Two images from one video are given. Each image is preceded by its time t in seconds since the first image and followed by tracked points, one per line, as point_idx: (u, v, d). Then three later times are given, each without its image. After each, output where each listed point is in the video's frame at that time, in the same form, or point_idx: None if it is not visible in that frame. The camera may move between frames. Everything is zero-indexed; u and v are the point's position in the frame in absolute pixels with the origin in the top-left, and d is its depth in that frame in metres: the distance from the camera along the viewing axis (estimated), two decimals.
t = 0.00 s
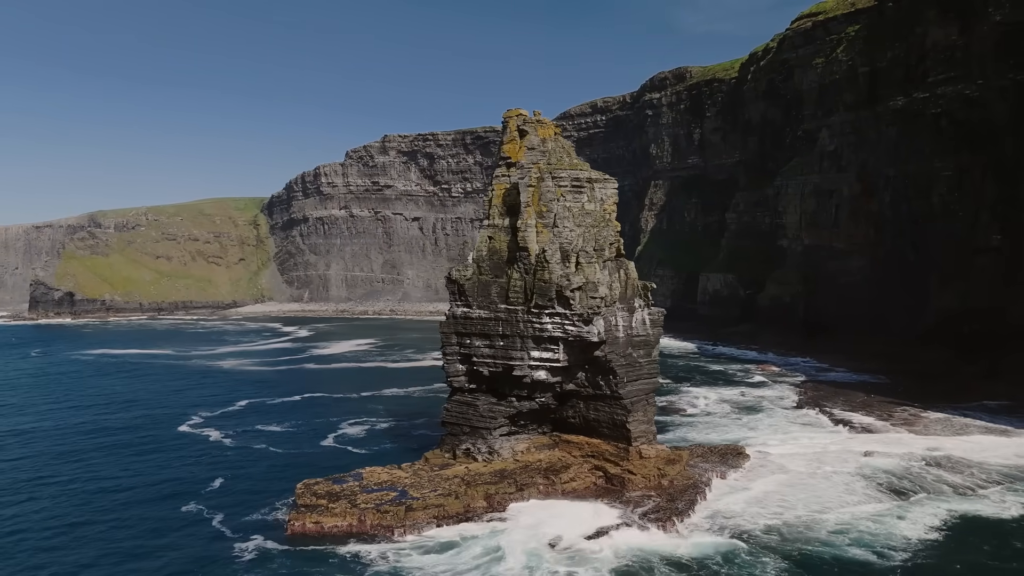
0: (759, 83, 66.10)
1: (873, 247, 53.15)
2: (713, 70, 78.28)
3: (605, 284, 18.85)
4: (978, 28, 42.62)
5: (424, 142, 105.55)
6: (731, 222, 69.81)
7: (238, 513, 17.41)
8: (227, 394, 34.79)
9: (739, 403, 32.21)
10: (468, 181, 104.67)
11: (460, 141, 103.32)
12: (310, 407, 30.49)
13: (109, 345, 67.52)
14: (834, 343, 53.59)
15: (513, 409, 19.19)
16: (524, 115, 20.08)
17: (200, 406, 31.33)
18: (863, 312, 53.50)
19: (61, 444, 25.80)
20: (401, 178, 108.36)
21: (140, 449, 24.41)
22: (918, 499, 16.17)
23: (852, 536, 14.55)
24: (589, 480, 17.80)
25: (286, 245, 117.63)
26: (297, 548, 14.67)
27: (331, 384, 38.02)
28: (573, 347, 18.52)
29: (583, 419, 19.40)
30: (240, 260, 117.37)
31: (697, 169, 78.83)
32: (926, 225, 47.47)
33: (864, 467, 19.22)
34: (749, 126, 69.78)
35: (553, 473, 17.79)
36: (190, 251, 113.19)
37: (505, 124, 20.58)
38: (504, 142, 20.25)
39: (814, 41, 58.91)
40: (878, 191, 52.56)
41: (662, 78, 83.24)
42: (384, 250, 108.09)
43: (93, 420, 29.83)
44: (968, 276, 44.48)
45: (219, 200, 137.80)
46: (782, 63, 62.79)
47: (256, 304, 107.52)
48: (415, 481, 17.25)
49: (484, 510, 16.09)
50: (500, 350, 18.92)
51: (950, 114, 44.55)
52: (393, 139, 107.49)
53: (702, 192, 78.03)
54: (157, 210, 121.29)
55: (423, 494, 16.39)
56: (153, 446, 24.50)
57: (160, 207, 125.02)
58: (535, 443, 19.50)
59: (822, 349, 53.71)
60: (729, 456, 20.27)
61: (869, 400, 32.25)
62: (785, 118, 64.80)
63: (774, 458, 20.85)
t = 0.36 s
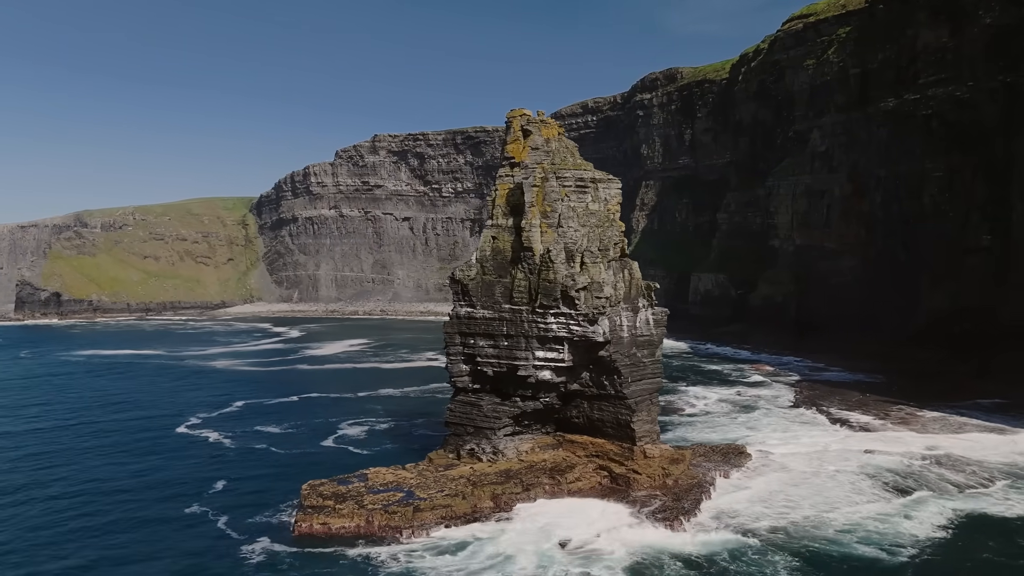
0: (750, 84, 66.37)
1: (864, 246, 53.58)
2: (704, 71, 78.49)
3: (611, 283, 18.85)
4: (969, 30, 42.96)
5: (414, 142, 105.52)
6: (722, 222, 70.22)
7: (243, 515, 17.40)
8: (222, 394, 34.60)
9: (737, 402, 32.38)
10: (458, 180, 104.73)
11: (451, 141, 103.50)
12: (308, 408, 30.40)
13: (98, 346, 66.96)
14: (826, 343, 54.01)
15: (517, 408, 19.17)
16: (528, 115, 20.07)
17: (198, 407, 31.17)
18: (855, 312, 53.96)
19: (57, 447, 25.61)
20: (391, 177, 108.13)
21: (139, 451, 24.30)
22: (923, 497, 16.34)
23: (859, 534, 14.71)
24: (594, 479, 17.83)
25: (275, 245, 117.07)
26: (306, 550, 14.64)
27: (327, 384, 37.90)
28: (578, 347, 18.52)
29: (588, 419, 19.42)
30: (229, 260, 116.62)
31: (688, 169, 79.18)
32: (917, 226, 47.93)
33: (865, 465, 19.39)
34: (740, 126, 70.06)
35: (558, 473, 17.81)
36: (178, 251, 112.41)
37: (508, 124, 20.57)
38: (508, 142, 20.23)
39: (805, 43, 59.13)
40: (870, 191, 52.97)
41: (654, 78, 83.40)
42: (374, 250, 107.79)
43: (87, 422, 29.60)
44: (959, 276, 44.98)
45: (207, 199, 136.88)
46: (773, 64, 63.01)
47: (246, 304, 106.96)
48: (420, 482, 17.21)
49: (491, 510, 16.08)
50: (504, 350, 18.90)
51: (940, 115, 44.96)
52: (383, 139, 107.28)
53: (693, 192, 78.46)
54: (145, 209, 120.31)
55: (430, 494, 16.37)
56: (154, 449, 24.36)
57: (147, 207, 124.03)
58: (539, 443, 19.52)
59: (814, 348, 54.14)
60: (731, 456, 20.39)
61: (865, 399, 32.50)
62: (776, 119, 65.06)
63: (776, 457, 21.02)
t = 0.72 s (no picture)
0: (742, 86, 66.63)
1: (856, 246, 53.89)
2: (695, 72, 78.79)
3: (615, 283, 18.87)
4: (961, 32, 43.29)
5: (405, 141, 105.84)
6: (714, 222, 70.57)
7: (248, 516, 17.31)
8: (218, 395, 34.41)
9: (734, 402, 32.53)
10: (450, 180, 105.38)
11: (443, 141, 104.19)
12: (306, 408, 30.31)
13: (87, 346, 66.38)
14: (818, 342, 54.34)
15: (522, 408, 19.15)
16: (531, 115, 20.05)
17: (194, 408, 31.00)
18: (847, 312, 54.29)
19: (53, 449, 25.40)
20: (382, 177, 108.07)
21: (138, 453, 24.14)
22: (926, 496, 16.50)
23: (865, 531, 14.85)
24: (599, 479, 17.86)
25: (265, 245, 116.51)
26: (314, 551, 14.58)
27: (323, 384, 37.79)
28: (582, 347, 18.53)
29: (591, 419, 19.44)
30: (219, 260, 115.88)
31: (679, 170, 79.47)
32: (909, 226, 48.32)
33: (867, 464, 19.55)
34: (731, 127, 70.29)
35: (563, 473, 17.83)
36: (167, 251, 111.65)
37: (511, 124, 20.54)
38: (511, 142, 20.19)
39: (797, 44, 59.18)
40: (862, 192, 53.33)
41: (645, 79, 83.71)
42: (365, 250, 107.51)
43: (82, 424, 29.34)
44: (951, 276, 45.34)
45: (196, 199, 135.90)
46: (765, 65, 63.08)
47: (236, 304, 106.33)
48: (426, 482, 17.14)
49: (498, 510, 16.07)
50: (508, 350, 18.89)
51: (932, 116, 45.36)
52: (375, 138, 107.23)
53: (684, 193, 78.85)
54: (133, 209, 119.32)
55: (437, 494, 16.32)
56: (152, 451, 24.18)
57: (135, 206, 123.02)
58: (543, 443, 19.51)
59: (807, 348, 54.46)
60: (733, 455, 20.47)
61: (861, 399, 32.74)
62: (768, 120, 65.14)
63: (778, 456, 21.15)
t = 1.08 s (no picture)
0: (733, 87, 66.93)
1: (847, 247, 54.26)
2: (686, 73, 79.15)
3: (620, 283, 18.89)
4: (952, 34, 43.73)
5: (396, 141, 105.77)
6: (705, 223, 70.94)
7: (253, 517, 17.24)
8: (213, 395, 34.21)
9: (731, 401, 32.67)
10: (440, 180, 105.75)
11: (433, 140, 104.48)
12: (303, 409, 30.21)
13: (74, 347, 65.67)
14: (810, 342, 54.68)
15: (526, 408, 19.14)
16: (535, 115, 20.06)
17: (191, 409, 30.81)
18: (838, 312, 54.66)
19: (50, 451, 25.18)
20: (372, 177, 107.81)
21: (136, 455, 24.00)
22: (931, 494, 16.65)
23: (871, 529, 14.99)
24: (604, 479, 17.90)
25: (253, 244, 115.75)
26: (323, 552, 14.53)
27: (318, 385, 37.65)
28: (587, 346, 18.54)
29: (596, 418, 19.46)
30: (207, 260, 115.03)
31: (670, 170, 79.78)
32: (900, 226, 48.76)
33: (869, 463, 19.69)
34: (722, 128, 70.57)
35: (569, 473, 17.84)
36: (155, 250, 110.75)
37: (515, 124, 20.54)
38: (515, 142, 20.16)
39: (788, 45, 59.47)
40: (853, 193, 53.71)
41: (637, 80, 84.08)
42: (355, 250, 107.06)
43: (76, 425, 29.08)
44: (942, 277, 45.78)
45: (183, 198, 134.82)
46: (757, 66, 63.29)
47: (224, 304, 105.53)
48: (432, 483, 17.07)
49: (505, 510, 16.06)
50: (513, 350, 18.88)
51: (923, 118, 45.85)
52: (365, 138, 107.04)
53: (676, 193, 79.19)
54: (120, 208, 118.22)
55: (444, 495, 16.28)
56: (152, 453, 24.01)
57: (122, 206, 121.83)
58: (547, 443, 19.50)
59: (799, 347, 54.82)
60: (736, 454, 20.55)
61: (857, 398, 32.96)
62: (759, 121, 65.12)
63: (780, 455, 21.26)
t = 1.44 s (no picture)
0: (724, 87, 67.17)
1: (838, 247, 54.64)
2: (677, 73, 79.48)
3: (625, 283, 18.92)
4: (943, 36, 44.13)
5: (386, 140, 105.54)
6: (697, 223, 71.27)
7: (258, 519, 17.23)
8: (209, 396, 34.13)
9: (728, 400, 32.84)
10: (431, 180, 105.77)
11: (423, 140, 104.38)
12: (301, 410, 30.13)
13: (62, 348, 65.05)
14: (802, 341, 55.05)
15: (531, 408, 19.12)
16: (539, 115, 20.07)
17: (187, 411, 30.64)
18: (829, 312, 55.07)
19: (47, 453, 25.07)
20: (362, 176, 107.46)
21: (136, 458, 23.95)
22: (934, 492, 16.86)
23: (877, 527, 15.13)
24: (610, 479, 17.94)
25: (242, 244, 115.04)
26: (333, 553, 14.49)
27: (314, 385, 37.55)
28: (592, 346, 18.54)
29: (600, 418, 19.47)
30: (195, 260, 114.14)
31: (661, 171, 80.03)
32: (891, 227, 49.15)
33: (870, 462, 19.88)
34: (713, 129, 70.80)
35: (574, 472, 17.85)
36: (143, 250, 109.85)
37: (519, 124, 20.53)
38: (519, 142, 20.13)
39: (780, 47, 59.77)
40: (844, 193, 54.09)
41: (628, 80, 84.42)
42: (345, 250, 106.62)
43: (72, 427, 28.93)
44: (933, 277, 46.20)
45: (171, 198, 133.76)
46: (748, 67, 63.54)
47: (213, 305, 104.77)
48: (438, 483, 17.02)
49: (513, 510, 16.05)
50: (518, 350, 18.88)
51: (914, 119, 46.26)
52: (354, 137, 106.69)
53: (667, 193, 79.45)
54: (107, 208, 117.28)
55: (451, 495, 16.24)
56: (151, 457, 23.88)
57: (109, 205, 120.78)
58: (552, 442, 19.52)
59: (791, 346, 55.17)
60: (737, 453, 20.67)
61: (852, 396, 33.21)
62: (750, 122, 65.23)
63: (782, 455, 21.40)
